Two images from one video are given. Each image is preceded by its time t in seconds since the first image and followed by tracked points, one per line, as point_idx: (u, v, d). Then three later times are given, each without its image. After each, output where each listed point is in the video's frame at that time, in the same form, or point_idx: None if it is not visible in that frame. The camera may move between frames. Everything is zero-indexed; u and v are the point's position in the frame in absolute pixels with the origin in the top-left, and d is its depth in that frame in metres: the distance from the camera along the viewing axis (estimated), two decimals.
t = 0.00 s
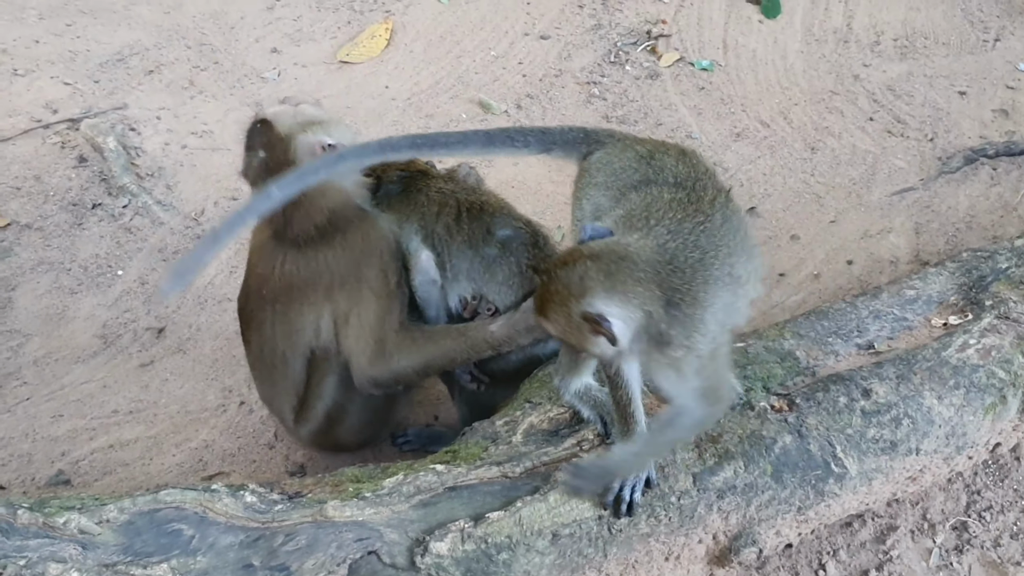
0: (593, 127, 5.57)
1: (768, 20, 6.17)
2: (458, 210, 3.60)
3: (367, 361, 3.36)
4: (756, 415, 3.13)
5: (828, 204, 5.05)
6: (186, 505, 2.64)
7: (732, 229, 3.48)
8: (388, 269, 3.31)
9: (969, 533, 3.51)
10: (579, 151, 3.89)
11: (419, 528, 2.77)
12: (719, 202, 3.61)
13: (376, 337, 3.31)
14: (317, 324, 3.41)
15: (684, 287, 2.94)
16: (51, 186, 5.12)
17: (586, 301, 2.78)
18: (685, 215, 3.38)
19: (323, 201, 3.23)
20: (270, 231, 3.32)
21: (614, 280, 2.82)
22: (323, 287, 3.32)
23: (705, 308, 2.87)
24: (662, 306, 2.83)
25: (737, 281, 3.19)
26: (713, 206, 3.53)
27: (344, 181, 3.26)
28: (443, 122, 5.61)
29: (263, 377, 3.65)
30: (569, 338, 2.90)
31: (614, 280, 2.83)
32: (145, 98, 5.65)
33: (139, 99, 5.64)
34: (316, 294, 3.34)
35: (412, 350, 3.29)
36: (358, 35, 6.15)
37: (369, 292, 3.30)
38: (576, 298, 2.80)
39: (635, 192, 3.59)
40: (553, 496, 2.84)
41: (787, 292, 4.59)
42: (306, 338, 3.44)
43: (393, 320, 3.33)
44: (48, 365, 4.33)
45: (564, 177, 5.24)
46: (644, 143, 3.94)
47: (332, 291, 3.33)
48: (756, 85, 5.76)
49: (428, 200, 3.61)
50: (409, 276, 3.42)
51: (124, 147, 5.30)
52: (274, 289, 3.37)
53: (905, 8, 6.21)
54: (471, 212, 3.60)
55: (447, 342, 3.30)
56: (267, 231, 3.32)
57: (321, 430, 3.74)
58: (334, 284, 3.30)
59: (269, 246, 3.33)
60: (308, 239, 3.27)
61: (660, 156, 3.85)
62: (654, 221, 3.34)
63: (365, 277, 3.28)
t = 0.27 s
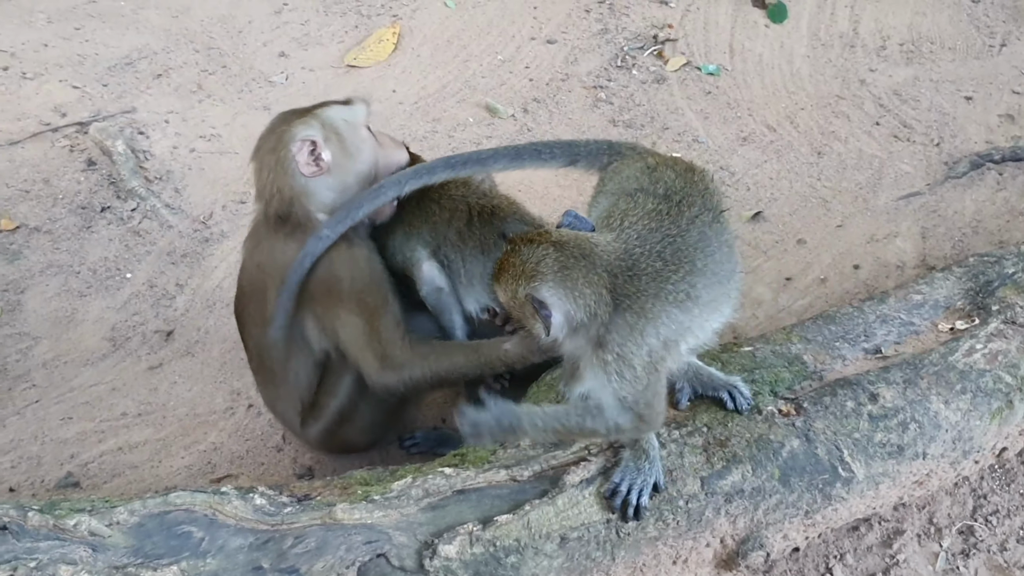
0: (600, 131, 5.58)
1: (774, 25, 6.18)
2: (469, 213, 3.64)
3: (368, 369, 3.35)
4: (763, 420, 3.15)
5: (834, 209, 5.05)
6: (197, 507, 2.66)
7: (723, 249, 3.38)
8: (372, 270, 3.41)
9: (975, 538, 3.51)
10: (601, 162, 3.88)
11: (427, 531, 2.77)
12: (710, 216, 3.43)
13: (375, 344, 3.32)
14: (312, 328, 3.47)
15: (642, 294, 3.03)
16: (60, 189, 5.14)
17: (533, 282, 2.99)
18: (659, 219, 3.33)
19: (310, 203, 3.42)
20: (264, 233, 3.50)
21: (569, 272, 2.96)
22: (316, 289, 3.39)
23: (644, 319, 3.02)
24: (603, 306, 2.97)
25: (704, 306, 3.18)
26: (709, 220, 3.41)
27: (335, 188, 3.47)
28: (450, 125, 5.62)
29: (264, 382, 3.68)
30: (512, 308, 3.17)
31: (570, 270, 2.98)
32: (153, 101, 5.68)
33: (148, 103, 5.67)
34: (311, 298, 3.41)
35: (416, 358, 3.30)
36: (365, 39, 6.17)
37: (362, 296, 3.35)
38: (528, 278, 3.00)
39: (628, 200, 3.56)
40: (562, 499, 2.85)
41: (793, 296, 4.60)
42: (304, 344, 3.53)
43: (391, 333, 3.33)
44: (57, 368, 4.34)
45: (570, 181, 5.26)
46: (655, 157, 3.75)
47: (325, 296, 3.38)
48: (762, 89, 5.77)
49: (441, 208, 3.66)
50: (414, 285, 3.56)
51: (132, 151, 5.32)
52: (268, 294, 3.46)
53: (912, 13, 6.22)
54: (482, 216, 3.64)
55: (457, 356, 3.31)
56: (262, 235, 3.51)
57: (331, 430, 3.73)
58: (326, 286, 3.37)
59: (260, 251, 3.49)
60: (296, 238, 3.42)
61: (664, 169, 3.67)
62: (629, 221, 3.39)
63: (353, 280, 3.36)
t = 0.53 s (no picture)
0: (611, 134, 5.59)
1: (786, 29, 6.19)
2: (464, 232, 3.48)
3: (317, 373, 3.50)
4: (776, 423, 3.14)
5: (846, 213, 5.04)
6: (209, 507, 2.67)
7: (729, 257, 3.22)
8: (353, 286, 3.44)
9: (986, 542, 3.49)
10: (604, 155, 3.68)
11: (439, 533, 2.77)
12: (717, 220, 3.26)
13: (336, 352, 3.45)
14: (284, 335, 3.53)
15: (673, 308, 2.85)
16: (73, 191, 5.17)
17: (570, 296, 2.71)
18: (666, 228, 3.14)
19: (292, 214, 3.46)
20: (257, 230, 3.53)
21: (610, 289, 2.74)
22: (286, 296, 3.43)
23: (674, 333, 2.85)
24: (637, 323, 2.77)
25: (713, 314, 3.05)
26: (713, 226, 3.23)
27: (306, 217, 3.47)
28: (461, 129, 5.64)
29: (264, 382, 3.73)
30: (530, 318, 2.83)
31: (609, 285, 2.75)
32: (166, 104, 5.71)
33: (160, 105, 5.69)
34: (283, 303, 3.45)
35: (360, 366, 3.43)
36: (377, 42, 6.18)
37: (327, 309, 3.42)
38: (561, 291, 2.72)
39: (632, 205, 3.34)
40: (574, 502, 2.85)
41: (804, 300, 4.59)
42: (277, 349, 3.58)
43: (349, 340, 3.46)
44: (69, 369, 4.36)
45: (581, 184, 5.26)
46: (654, 154, 3.56)
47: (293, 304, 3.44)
48: (774, 93, 5.77)
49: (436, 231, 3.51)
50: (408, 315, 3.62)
51: (145, 153, 5.34)
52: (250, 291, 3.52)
53: (923, 17, 6.21)
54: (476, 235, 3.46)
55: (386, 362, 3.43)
56: (253, 232, 3.54)
57: (337, 430, 3.76)
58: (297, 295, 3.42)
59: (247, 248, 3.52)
60: (280, 244, 3.45)
61: (667, 170, 3.45)
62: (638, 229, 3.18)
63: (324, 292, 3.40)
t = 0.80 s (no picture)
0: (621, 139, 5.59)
1: (797, 34, 6.18)
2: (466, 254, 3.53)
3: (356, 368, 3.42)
4: (785, 429, 3.14)
5: (855, 218, 5.03)
6: (219, 510, 2.67)
7: (734, 288, 3.15)
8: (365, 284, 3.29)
9: (995, 548, 3.47)
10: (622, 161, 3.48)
11: (448, 537, 2.73)
12: (723, 253, 3.15)
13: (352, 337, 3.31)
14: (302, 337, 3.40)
15: (678, 342, 2.85)
16: (84, 193, 5.19)
17: (577, 327, 2.76)
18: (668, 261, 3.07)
19: (293, 215, 3.31)
20: (263, 234, 3.43)
21: (619, 322, 2.77)
22: (295, 298, 3.32)
23: (677, 368, 2.86)
24: (642, 356, 2.78)
25: (713, 349, 3.02)
26: (719, 258, 3.12)
27: (311, 218, 3.32)
28: (471, 132, 5.64)
29: (274, 387, 3.67)
30: (531, 349, 2.90)
31: (618, 316, 2.78)
32: (176, 107, 5.73)
33: (171, 108, 5.71)
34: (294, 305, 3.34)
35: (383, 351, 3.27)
36: (387, 46, 6.20)
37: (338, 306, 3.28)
38: (568, 322, 2.77)
39: (637, 232, 3.27)
40: (584, 506, 2.88)
41: (814, 305, 4.58)
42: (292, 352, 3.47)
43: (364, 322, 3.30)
44: (80, 370, 4.37)
45: (590, 188, 5.27)
46: (662, 174, 3.37)
47: (303, 304, 3.33)
48: (784, 98, 5.77)
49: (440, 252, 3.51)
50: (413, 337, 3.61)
51: (156, 156, 5.37)
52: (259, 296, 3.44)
53: (934, 23, 6.20)
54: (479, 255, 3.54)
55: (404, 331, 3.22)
56: (260, 234, 3.44)
57: (347, 435, 3.77)
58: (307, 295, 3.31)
59: (255, 252, 3.43)
60: (284, 247, 3.33)
61: (676, 196, 3.29)
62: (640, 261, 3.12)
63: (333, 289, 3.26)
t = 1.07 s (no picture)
0: (632, 143, 5.58)
1: (809, 39, 6.17)
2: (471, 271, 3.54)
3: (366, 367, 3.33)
4: (797, 434, 3.12)
5: (867, 224, 5.01)
6: (229, 512, 2.68)
7: (717, 310, 3.07)
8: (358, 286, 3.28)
9: (1007, 556, 3.45)
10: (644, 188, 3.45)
11: (459, 541, 2.71)
12: (701, 274, 3.11)
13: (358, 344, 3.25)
14: (298, 333, 3.40)
15: (619, 352, 2.83)
16: (96, 195, 5.22)
17: (517, 352, 2.79)
18: (631, 279, 3.09)
19: (299, 214, 3.24)
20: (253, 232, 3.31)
21: (553, 335, 2.81)
22: (294, 298, 3.27)
23: (624, 379, 2.81)
24: (584, 370, 2.79)
25: (682, 368, 2.95)
26: (699, 280, 3.08)
27: (320, 220, 3.28)
28: (482, 136, 5.65)
29: (281, 387, 3.69)
30: (487, 392, 2.89)
31: (550, 331, 2.82)
32: (188, 109, 5.75)
33: (183, 110, 5.74)
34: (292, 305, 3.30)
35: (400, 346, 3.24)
36: (399, 49, 6.21)
37: (339, 308, 3.23)
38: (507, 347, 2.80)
39: (625, 248, 3.27)
40: (594, 511, 2.88)
41: (825, 311, 4.57)
42: (293, 349, 3.47)
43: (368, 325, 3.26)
44: (91, 372, 4.39)
45: (601, 192, 5.27)
46: (672, 192, 3.41)
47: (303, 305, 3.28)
48: (796, 103, 5.76)
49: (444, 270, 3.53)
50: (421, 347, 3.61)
51: (167, 158, 5.39)
52: (255, 297, 3.36)
53: (947, 28, 6.18)
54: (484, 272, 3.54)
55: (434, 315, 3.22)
56: (252, 234, 3.33)
57: (357, 440, 3.76)
58: (305, 297, 3.26)
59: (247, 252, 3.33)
60: (280, 246, 3.23)
61: (674, 216, 3.30)
62: (601, 278, 3.17)
63: (331, 292, 3.22)
